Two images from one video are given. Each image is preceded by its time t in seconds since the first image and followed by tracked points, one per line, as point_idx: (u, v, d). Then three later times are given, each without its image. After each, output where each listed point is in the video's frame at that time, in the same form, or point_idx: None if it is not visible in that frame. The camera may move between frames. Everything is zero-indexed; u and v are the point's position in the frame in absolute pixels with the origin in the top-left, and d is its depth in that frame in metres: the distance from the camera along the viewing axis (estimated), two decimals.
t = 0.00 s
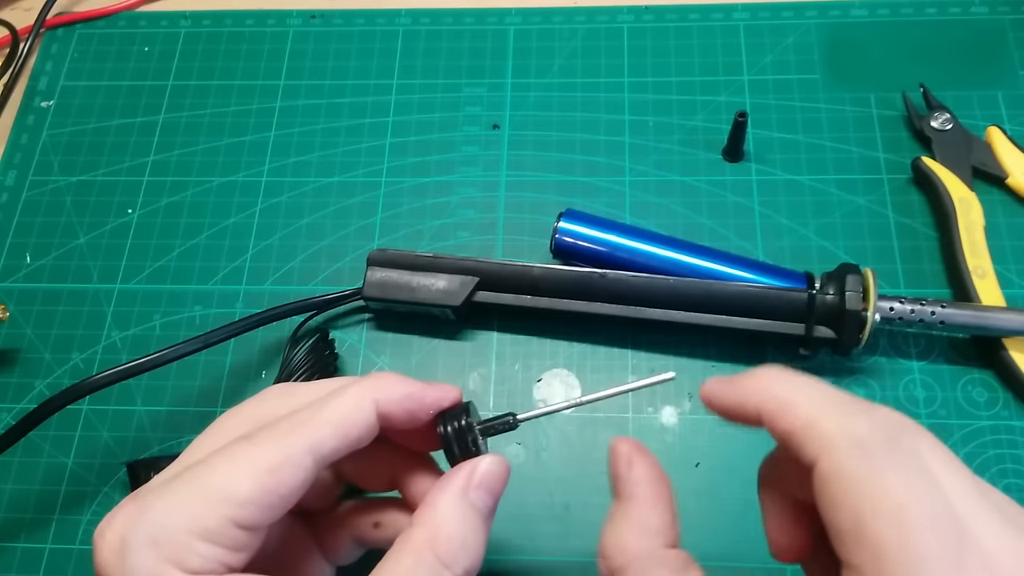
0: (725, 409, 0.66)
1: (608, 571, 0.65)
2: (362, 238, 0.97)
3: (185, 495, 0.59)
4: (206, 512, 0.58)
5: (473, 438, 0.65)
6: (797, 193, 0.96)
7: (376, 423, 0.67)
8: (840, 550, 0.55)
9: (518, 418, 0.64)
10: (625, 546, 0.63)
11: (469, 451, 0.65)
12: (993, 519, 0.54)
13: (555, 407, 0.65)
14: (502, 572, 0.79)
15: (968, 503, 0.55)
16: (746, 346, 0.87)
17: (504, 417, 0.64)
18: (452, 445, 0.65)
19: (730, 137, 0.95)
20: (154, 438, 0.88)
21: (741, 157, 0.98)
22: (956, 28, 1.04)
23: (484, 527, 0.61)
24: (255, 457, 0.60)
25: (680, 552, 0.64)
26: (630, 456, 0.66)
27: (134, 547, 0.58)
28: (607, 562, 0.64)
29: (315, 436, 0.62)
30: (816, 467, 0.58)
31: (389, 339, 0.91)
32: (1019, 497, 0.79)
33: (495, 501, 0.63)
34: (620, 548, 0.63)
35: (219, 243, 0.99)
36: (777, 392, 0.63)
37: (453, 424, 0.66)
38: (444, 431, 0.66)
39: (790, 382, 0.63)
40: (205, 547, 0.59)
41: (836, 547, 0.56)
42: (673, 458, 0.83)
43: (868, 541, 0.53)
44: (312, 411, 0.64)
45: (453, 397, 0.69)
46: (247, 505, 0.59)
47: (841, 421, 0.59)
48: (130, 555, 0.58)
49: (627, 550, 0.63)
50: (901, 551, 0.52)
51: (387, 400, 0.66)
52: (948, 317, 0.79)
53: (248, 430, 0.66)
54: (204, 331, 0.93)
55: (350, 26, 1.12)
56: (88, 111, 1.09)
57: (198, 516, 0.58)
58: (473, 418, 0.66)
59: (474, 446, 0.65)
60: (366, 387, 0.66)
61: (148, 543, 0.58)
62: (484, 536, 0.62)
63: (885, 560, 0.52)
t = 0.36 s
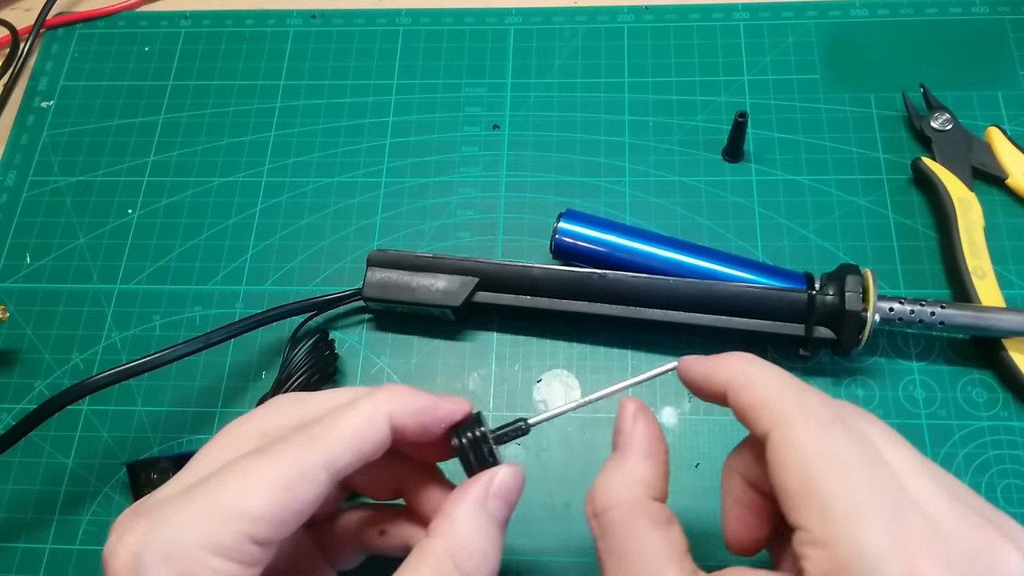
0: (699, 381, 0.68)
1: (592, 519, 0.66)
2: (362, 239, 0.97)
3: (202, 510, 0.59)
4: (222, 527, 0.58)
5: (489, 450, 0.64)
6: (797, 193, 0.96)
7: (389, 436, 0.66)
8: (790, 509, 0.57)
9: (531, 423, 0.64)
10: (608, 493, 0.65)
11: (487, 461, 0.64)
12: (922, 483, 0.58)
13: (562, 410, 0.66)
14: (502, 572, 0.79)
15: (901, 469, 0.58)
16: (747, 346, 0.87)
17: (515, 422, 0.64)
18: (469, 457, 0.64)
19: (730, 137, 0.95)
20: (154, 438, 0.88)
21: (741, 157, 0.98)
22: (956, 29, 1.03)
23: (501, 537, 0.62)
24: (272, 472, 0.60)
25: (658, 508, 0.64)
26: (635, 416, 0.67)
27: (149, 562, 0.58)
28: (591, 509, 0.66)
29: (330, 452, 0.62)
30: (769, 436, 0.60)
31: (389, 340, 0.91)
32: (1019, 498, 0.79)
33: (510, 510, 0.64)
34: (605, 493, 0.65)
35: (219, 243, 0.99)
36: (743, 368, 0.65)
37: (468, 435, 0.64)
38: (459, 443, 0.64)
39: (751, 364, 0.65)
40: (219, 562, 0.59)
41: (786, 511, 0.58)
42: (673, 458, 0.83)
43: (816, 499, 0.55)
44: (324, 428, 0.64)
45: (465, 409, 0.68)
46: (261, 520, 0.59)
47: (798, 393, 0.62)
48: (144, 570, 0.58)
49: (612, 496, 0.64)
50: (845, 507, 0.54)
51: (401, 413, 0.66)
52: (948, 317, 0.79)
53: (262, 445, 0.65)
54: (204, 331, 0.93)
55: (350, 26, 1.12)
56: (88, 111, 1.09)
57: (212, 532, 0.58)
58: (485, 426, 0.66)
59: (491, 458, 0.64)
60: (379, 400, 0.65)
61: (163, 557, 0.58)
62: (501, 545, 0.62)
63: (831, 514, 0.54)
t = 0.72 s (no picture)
0: (697, 376, 0.69)
1: (587, 513, 0.66)
2: (362, 239, 0.97)
3: (226, 498, 0.58)
4: (247, 515, 0.58)
5: (496, 436, 0.66)
6: (798, 194, 0.96)
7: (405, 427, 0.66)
8: (779, 497, 0.57)
9: (537, 412, 0.67)
10: (600, 487, 0.65)
11: (492, 447, 0.66)
12: (913, 472, 0.57)
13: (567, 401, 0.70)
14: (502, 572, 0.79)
15: (892, 460, 0.58)
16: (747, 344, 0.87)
17: (521, 412, 0.66)
18: (476, 444, 0.66)
19: (730, 137, 0.95)
20: (154, 438, 0.88)
21: (741, 157, 0.98)
22: (957, 29, 1.04)
23: (506, 522, 0.63)
24: (295, 462, 0.60)
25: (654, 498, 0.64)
26: (618, 409, 0.68)
27: (173, 548, 0.57)
28: (587, 502, 0.66)
29: (351, 444, 0.62)
30: (760, 427, 0.60)
31: (389, 340, 0.91)
32: (1019, 498, 0.79)
33: (514, 496, 0.65)
34: (598, 486, 0.65)
35: (220, 243, 0.99)
36: (738, 362, 0.65)
37: (474, 422, 0.67)
38: (466, 429, 0.67)
39: (745, 357, 0.66)
40: (243, 550, 0.58)
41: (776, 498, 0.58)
42: (674, 459, 0.83)
43: (805, 487, 0.55)
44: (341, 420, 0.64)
45: (472, 398, 0.71)
46: (285, 511, 0.59)
47: (791, 384, 0.62)
48: (167, 557, 0.57)
49: (604, 488, 0.65)
50: (832, 494, 0.54)
51: (416, 405, 0.66)
52: (949, 318, 0.79)
53: (279, 437, 0.65)
54: (204, 332, 0.93)
55: (351, 27, 1.12)
56: (88, 111, 1.09)
57: (238, 519, 0.58)
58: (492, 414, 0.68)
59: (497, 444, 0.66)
60: (395, 393, 0.66)
61: (187, 545, 0.57)
62: (507, 530, 0.63)
63: (819, 501, 0.54)
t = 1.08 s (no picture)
0: (696, 377, 0.69)
1: (586, 512, 0.65)
2: (362, 239, 0.97)
3: (232, 499, 0.58)
4: (253, 516, 0.58)
5: (496, 435, 0.67)
6: (798, 194, 0.96)
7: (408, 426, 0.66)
8: (775, 494, 0.57)
9: (537, 410, 0.67)
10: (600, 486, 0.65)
11: (493, 445, 0.66)
12: (909, 471, 0.58)
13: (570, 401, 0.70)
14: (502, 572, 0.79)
15: (887, 458, 0.58)
16: (746, 345, 0.87)
17: (522, 412, 0.67)
18: (477, 441, 0.67)
19: (730, 137, 0.95)
20: (154, 438, 0.88)
21: (741, 157, 0.98)
22: (957, 28, 1.03)
23: (506, 519, 0.63)
24: (301, 464, 0.60)
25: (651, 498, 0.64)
26: (616, 410, 0.68)
27: (177, 549, 0.57)
28: (585, 502, 0.65)
29: (355, 446, 0.62)
30: (758, 426, 0.60)
31: (389, 340, 0.91)
32: (1019, 498, 0.79)
33: (513, 494, 0.65)
34: (596, 486, 0.65)
35: (219, 243, 0.99)
36: (737, 363, 0.65)
37: (476, 419, 0.67)
38: (467, 426, 0.67)
39: (742, 357, 0.66)
40: (249, 551, 0.58)
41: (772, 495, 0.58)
42: (673, 458, 0.83)
43: (801, 483, 0.55)
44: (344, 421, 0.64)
45: (474, 396, 0.70)
46: (291, 512, 0.59)
47: (789, 384, 0.61)
48: (173, 557, 0.57)
49: (603, 488, 0.64)
50: (829, 491, 0.54)
51: (419, 405, 0.66)
52: (948, 318, 0.79)
53: (283, 440, 0.65)
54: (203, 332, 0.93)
55: (351, 26, 1.12)
56: (88, 111, 1.09)
57: (243, 520, 0.58)
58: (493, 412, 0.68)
59: (497, 442, 0.66)
60: (398, 394, 0.65)
61: (193, 545, 0.57)
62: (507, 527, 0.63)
63: (815, 497, 0.54)
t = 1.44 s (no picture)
0: (694, 374, 0.69)
1: (585, 508, 0.66)
2: (362, 239, 0.97)
3: (235, 497, 0.58)
4: (256, 515, 0.58)
5: (496, 434, 0.67)
6: (797, 194, 0.96)
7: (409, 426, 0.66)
8: (771, 487, 0.57)
9: (536, 408, 0.67)
10: (600, 481, 0.65)
11: (492, 444, 0.67)
12: (905, 464, 0.58)
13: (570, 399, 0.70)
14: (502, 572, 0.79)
15: (883, 453, 0.58)
16: (746, 345, 0.87)
17: (521, 409, 0.67)
18: (477, 441, 0.67)
19: (730, 137, 0.95)
20: (154, 438, 0.88)
21: (741, 157, 0.98)
22: (956, 29, 1.04)
23: (506, 516, 0.63)
24: (304, 463, 0.60)
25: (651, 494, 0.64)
26: (615, 406, 0.68)
27: (180, 547, 0.57)
28: (585, 498, 0.66)
29: (357, 445, 0.62)
30: (754, 421, 0.60)
31: (389, 340, 0.91)
32: (1019, 498, 0.79)
33: (514, 492, 0.65)
34: (596, 481, 0.65)
35: (220, 243, 0.99)
36: (734, 360, 0.65)
37: (476, 419, 0.67)
38: (467, 426, 0.67)
39: (739, 354, 0.66)
40: (251, 549, 0.58)
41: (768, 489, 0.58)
42: (673, 458, 0.83)
43: (796, 476, 0.55)
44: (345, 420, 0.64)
45: (475, 396, 0.70)
46: (293, 511, 0.59)
47: (785, 380, 0.62)
48: (175, 555, 0.57)
49: (602, 484, 0.64)
50: (824, 484, 0.54)
51: (420, 405, 0.66)
52: (948, 317, 0.79)
53: (285, 439, 0.65)
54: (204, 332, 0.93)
55: (351, 26, 1.12)
56: (88, 111, 1.09)
57: (245, 519, 0.58)
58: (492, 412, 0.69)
59: (497, 441, 0.67)
60: (399, 393, 0.65)
61: (195, 543, 0.57)
62: (507, 525, 0.63)
63: (810, 490, 0.54)
